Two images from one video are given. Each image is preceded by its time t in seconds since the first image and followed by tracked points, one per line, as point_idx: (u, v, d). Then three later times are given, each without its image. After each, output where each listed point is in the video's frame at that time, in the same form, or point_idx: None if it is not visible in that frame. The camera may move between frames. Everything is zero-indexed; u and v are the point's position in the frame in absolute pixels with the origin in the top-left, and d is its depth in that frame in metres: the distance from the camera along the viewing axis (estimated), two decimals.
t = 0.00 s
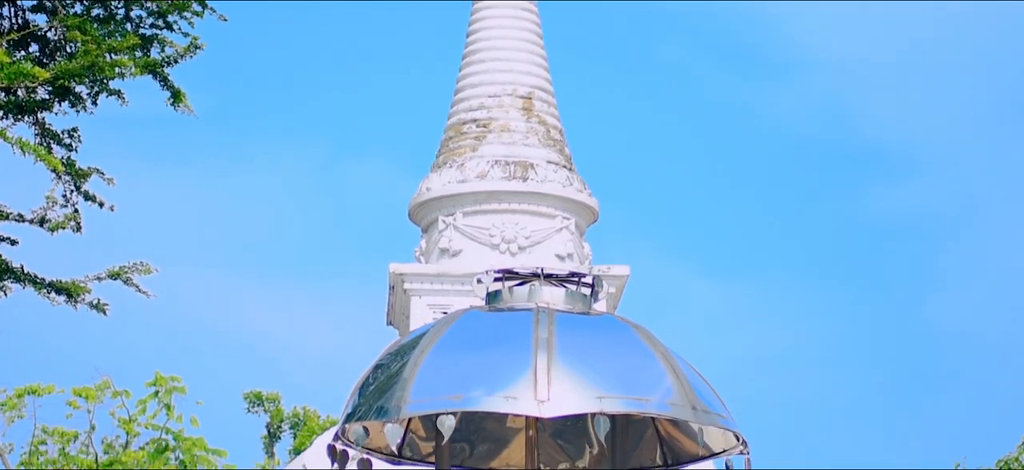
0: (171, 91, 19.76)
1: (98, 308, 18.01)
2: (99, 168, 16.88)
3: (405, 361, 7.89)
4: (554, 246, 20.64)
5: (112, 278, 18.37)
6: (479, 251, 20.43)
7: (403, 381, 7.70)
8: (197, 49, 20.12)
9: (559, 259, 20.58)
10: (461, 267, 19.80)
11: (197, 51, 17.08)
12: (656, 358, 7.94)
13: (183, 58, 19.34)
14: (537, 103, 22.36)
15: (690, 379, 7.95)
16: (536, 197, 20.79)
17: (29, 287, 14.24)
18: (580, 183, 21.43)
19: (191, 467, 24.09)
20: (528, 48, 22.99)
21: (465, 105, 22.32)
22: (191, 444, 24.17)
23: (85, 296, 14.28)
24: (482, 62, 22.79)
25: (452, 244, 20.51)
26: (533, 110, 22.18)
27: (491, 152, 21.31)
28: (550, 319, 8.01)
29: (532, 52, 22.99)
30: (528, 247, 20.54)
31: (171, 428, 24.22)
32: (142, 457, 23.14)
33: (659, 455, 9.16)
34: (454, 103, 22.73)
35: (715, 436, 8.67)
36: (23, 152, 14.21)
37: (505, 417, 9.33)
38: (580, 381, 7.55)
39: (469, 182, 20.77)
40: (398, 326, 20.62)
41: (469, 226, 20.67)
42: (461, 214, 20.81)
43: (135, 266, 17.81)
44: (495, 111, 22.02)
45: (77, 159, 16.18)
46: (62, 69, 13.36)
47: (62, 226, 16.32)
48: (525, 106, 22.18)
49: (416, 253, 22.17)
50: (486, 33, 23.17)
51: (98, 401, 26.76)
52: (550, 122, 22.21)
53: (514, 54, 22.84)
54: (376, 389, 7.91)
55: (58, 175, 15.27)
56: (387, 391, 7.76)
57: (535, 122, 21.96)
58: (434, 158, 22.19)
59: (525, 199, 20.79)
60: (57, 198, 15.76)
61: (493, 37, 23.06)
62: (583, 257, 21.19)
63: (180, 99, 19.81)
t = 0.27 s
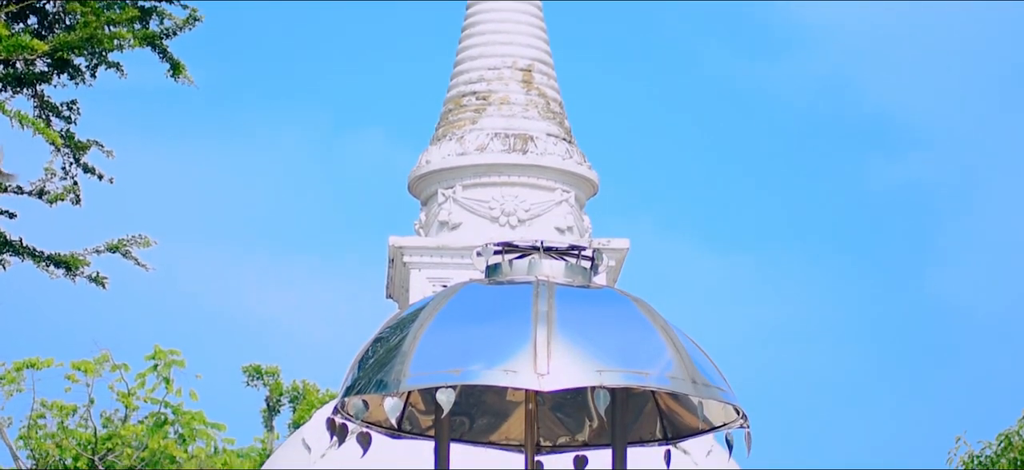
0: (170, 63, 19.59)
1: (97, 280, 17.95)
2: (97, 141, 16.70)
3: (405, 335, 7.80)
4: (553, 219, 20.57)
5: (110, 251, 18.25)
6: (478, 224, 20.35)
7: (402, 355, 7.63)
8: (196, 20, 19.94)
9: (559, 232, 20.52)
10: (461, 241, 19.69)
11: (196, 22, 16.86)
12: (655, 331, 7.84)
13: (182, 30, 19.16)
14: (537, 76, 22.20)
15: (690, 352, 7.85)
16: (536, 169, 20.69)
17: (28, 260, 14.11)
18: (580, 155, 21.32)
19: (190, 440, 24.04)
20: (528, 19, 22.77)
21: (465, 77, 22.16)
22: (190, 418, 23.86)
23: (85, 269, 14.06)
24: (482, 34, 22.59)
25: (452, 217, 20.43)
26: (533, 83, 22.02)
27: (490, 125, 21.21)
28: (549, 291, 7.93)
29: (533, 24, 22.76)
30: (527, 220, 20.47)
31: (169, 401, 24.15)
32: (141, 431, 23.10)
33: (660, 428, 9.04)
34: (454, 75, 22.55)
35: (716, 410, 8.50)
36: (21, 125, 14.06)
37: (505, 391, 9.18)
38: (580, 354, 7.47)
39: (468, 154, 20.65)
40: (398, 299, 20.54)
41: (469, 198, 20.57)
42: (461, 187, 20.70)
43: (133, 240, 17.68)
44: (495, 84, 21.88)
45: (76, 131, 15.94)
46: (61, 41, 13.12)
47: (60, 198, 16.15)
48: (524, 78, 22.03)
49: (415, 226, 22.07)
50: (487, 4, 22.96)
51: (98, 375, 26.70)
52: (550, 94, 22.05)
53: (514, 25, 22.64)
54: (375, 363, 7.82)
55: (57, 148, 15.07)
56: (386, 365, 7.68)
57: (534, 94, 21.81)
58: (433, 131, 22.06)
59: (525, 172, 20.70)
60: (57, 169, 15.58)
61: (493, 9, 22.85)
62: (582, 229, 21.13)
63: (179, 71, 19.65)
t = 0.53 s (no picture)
0: (169, 46, 19.48)
1: (96, 263, 17.88)
2: (96, 124, 16.59)
3: (404, 319, 7.72)
4: (553, 203, 20.48)
5: (109, 234, 18.15)
6: (478, 208, 20.28)
7: (401, 339, 7.55)
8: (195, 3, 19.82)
9: (559, 216, 20.44)
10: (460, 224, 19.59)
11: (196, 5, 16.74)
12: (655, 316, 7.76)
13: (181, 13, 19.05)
14: (537, 59, 22.06)
15: (690, 336, 7.77)
16: (535, 153, 20.60)
17: (28, 244, 14.01)
18: (580, 138, 21.22)
19: (189, 425, 24.01)
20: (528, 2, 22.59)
21: (464, 61, 22.01)
22: (189, 403, 23.88)
23: (84, 254, 13.98)
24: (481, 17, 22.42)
25: (451, 201, 20.35)
26: (533, 66, 21.89)
27: (490, 108, 21.11)
28: (548, 275, 7.86)
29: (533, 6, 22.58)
30: (527, 205, 20.40)
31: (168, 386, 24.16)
32: (140, 415, 23.09)
33: (659, 413, 8.95)
34: (453, 59, 22.40)
35: (715, 394, 8.44)
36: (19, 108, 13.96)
37: (504, 376, 9.15)
38: (579, 338, 7.41)
39: (468, 138, 20.56)
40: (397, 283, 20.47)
41: (468, 182, 20.49)
42: (460, 171, 20.62)
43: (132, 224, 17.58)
44: (495, 67, 21.76)
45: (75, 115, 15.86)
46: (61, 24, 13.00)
47: (59, 182, 16.05)
48: (524, 62, 21.91)
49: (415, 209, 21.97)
50: None
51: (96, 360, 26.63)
52: (549, 78, 21.93)
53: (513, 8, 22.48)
54: (375, 347, 7.73)
55: (55, 131, 14.95)
56: (386, 349, 7.60)
57: (534, 78, 21.69)
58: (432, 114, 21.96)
59: (525, 155, 20.61)
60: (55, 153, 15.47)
61: None
62: (582, 212, 21.03)
63: (178, 54, 19.54)
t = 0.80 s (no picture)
0: (167, 28, 19.39)
1: (94, 245, 17.83)
2: (95, 106, 16.50)
3: (404, 300, 7.66)
4: (552, 185, 20.34)
5: (108, 216, 18.07)
6: (477, 190, 20.15)
7: (400, 321, 7.49)
8: None
9: (558, 197, 20.29)
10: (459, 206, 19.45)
11: None
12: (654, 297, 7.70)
13: None
14: (536, 41, 21.97)
15: (690, 318, 7.71)
16: (534, 135, 20.52)
17: (26, 225, 13.93)
18: (579, 120, 21.13)
19: (187, 407, 24.07)
20: None
21: (463, 43, 21.91)
22: (187, 384, 24.01)
23: (82, 235, 13.90)
24: None
25: (451, 182, 20.22)
26: (532, 48, 21.80)
27: (489, 90, 21.06)
28: (547, 257, 7.79)
29: None
30: (526, 186, 20.26)
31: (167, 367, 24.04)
32: (139, 397, 23.03)
33: (659, 395, 8.89)
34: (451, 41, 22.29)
35: (715, 375, 8.38)
36: (17, 89, 13.87)
37: (504, 358, 9.08)
38: (578, 320, 7.35)
39: (467, 120, 20.48)
40: (396, 265, 20.40)
41: (468, 164, 20.38)
42: (459, 153, 20.51)
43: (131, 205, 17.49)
44: (494, 50, 21.67)
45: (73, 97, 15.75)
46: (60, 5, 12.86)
47: (57, 164, 15.96)
48: (523, 44, 21.82)
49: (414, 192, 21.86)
50: None
51: (94, 342, 26.59)
52: (548, 59, 21.84)
53: None
54: (373, 329, 7.67)
55: (54, 113, 14.84)
56: (384, 330, 7.54)
57: (533, 60, 21.60)
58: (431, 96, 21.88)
59: (524, 137, 20.53)
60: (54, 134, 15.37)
61: None
62: (581, 195, 20.89)
63: (177, 36, 19.45)
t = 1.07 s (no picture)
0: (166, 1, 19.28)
1: (93, 219, 17.76)
2: (94, 80, 16.39)
3: (402, 274, 7.57)
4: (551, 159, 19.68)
5: (106, 189, 17.99)
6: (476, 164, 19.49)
7: (399, 296, 7.40)
8: None
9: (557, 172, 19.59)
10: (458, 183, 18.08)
11: None
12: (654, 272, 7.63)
13: None
14: (536, 15, 21.84)
15: (690, 293, 7.64)
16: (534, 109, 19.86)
17: (24, 200, 13.84)
18: (578, 95, 20.92)
19: (186, 382, 24.10)
20: None
21: (462, 17, 21.78)
22: (186, 360, 24.05)
23: (80, 210, 13.82)
24: None
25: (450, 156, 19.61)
26: (532, 22, 21.68)
27: (489, 64, 20.90)
28: (547, 231, 7.71)
29: None
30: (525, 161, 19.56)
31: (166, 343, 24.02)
32: (137, 372, 23.02)
33: (659, 370, 8.83)
34: (450, 15, 22.17)
35: (715, 351, 8.31)
36: (17, 64, 13.76)
37: (503, 333, 9.01)
38: (578, 294, 7.28)
39: (466, 93, 19.89)
40: (395, 240, 20.31)
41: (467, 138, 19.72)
42: (458, 127, 19.86)
43: (129, 179, 17.42)
44: (493, 24, 21.53)
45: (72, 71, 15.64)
46: None
47: (55, 138, 15.87)
48: (523, 18, 21.71)
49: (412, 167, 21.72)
50: None
51: (93, 317, 26.54)
52: (548, 34, 21.72)
53: None
54: (372, 303, 7.59)
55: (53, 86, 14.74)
56: (383, 305, 7.46)
57: (532, 34, 21.47)
58: (430, 70, 21.75)
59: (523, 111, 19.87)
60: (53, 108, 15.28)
61: None
62: (580, 171, 20.16)
63: (175, 10, 19.34)
